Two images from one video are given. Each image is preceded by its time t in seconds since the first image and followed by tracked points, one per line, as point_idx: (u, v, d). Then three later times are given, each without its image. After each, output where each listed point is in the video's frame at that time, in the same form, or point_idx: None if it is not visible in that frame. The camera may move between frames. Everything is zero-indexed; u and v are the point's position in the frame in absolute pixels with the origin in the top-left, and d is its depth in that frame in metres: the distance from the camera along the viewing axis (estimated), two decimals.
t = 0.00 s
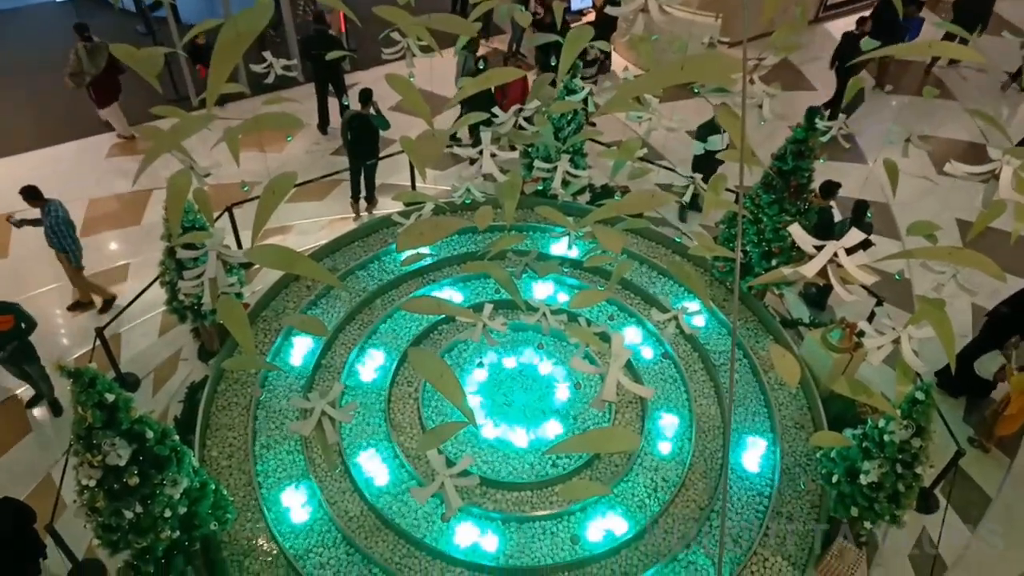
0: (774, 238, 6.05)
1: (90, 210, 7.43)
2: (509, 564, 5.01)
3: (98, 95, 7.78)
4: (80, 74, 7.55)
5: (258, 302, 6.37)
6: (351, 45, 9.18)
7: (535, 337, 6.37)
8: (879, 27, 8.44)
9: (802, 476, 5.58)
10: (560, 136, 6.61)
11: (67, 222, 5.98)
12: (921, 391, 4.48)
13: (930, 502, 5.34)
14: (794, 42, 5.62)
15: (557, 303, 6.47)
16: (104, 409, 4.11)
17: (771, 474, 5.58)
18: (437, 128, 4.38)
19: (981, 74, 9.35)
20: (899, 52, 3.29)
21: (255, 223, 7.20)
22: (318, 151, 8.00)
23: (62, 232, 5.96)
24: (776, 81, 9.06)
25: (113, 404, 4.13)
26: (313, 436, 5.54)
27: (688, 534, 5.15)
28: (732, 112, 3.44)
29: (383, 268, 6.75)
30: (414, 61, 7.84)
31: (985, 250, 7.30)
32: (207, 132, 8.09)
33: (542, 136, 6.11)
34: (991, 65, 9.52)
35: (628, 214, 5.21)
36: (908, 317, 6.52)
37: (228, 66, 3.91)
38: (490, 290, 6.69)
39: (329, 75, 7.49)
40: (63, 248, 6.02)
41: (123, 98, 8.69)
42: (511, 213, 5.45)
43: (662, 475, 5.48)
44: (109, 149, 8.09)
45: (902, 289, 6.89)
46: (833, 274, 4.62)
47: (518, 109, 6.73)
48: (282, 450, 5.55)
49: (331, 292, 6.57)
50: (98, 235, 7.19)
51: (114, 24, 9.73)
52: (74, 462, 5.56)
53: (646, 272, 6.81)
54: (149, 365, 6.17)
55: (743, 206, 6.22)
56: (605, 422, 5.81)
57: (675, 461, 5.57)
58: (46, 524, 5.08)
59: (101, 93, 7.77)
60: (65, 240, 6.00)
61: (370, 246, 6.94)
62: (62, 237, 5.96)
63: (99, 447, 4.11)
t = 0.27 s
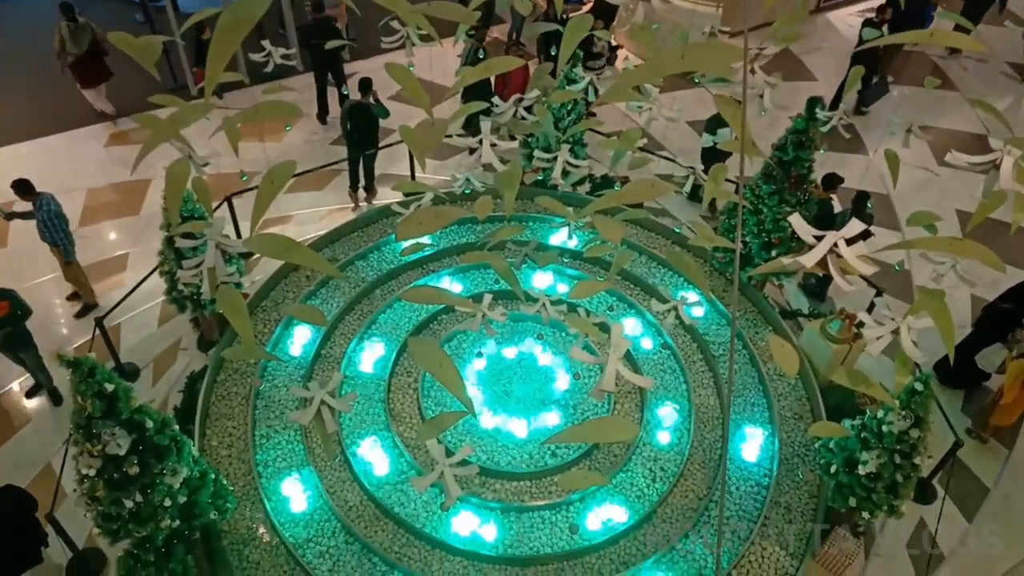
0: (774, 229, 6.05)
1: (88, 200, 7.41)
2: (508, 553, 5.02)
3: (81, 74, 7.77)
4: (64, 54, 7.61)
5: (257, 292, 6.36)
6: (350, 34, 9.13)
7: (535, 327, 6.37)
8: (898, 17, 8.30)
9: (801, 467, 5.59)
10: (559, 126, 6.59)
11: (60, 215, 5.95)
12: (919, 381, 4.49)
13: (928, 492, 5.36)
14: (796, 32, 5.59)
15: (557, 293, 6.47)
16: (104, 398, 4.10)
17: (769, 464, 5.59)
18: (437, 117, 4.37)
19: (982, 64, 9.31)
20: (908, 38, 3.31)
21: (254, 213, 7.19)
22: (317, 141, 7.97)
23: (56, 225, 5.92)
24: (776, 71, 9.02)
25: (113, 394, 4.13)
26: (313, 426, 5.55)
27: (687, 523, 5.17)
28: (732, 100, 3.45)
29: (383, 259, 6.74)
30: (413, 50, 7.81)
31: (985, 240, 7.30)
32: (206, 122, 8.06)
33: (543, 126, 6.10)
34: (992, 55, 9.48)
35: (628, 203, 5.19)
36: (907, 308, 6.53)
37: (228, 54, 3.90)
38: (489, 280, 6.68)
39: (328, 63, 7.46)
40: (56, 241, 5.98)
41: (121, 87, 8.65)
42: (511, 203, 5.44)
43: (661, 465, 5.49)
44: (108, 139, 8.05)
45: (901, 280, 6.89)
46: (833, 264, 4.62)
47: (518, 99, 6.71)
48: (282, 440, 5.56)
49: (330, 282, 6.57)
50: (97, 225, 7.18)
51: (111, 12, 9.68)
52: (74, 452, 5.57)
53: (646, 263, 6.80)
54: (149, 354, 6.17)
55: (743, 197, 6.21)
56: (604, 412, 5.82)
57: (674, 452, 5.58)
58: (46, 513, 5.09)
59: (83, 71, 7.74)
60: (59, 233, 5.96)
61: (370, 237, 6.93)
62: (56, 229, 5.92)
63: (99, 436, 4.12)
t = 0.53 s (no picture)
0: (775, 220, 6.00)
1: (84, 189, 7.34)
2: (506, 546, 4.98)
3: (64, 51, 7.79)
4: (49, 33, 7.70)
5: (254, 282, 6.31)
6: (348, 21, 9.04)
7: (534, 319, 6.31)
8: (918, 1, 8.08)
9: (801, 460, 5.56)
10: (559, 115, 6.52)
11: (51, 208, 5.85)
12: (922, 374, 4.44)
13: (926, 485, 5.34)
14: (799, 20, 5.52)
15: (556, 284, 6.42)
16: (99, 389, 4.06)
17: (770, 457, 5.55)
18: (436, 104, 4.31)
19: (986, 54, 9.23)
20: (926, 30, 3.24)
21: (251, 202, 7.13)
22: (315, 130, 7.90)
23: (47, 217, 5.83)
24: (778, 60, 8.94)
25: (107, 384, 4.08)
26: (309, 417, 5.51)
27: (686, 517, 5.13)
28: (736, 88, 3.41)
29: (381, 249, 6.68)
30: (411, 37, 7.73)
31: (987, 232, 7.24)
32: (202, 110, 7.98)
33: (542, 114, 6.03)
34: (995, 45, 9.40)
35: (628, 193, 5.14)
36: (908, 300, 6.48)
37: (223, 40, 3.84)
38: (488, 271, 6.63)
39: (326, 51, 7.38)
40: (48, 233, 5.91)
41: (118, 74, 8.57)
42: (510, 192, 5.38)
43: (661, 457, 5.46)
44: (103, 127, 7.97)
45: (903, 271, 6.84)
46: (836, 255, 4.57)
47: (517, 87, 6.64)
48: (278, 431, 5.52)
49: (328, 273, 6.51)
50: (93, 214, 7.12)
51: None
52: (69, 442, 5.53)
53: (646, 254, 6.75)
54: (145, 345, 6.13)
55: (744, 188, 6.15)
56: (603, 404, 5.78)
57: (674, 444, 5.54)
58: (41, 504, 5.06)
59: (65, 48, 7.75)
60: (50, 225, 5.88)
61: (368, 226, 6.87)
62: (47, 221, 5.84)
63: (94, 427, 4.07)
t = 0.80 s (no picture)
0: (773, 210, 6.05)
1: (86, 177, 7.38)
2: (505, 531, 5.06)
3: (58, 34, 7.97)
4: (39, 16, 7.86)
5: (256, 271, 6.36)
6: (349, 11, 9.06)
7: (533, 308, 6.37)
8: None
9: (797, 447, 5.63)
10: (560, 106, 6.56)
11: (51, 198, 5.87)
12: (916, 363, 4.50)
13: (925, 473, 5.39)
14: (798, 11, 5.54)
15: (555, 274, 6.47)
16: (103, 375, 4.11)
17: (766, 445, 5.62)
18: (436, 94, 4.35)
19: (986, 45, 9.25)
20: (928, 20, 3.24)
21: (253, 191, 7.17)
22: (316, 119, 7.93)
23: (47, 208, 5.86)
24: (778, 51, 8.96)
25: (112, 370, 4.13)
26: (311, 404, 5.57)
27: (683, 503, 5.20)
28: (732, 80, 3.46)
29: (382, 238, 6.73)
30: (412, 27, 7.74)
31: (984, 223, 7.28)
32: (204, 99, 8.01)
33: (542, 104, 6.07)
34: (995, 36, 9.41)
35: (627, 183, 5.18)
36: (905, 290, 6.54)
37: (225, 28, 3.87)
38: (488, 260, 6.68)
39: (327, 40, 7.40)
40: (49, 224, 5.94)
41: (120, 62, 8.59)
42: (511, 181, 5.43)
43: (658, 445, 5.52)
44: (105, 116, 8.00)
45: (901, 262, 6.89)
46: (832, 245, 4.62)
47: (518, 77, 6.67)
48: (280, 418, 5.58)
49: (329, 261, 6.56)
50: (95, 202, 7.16)
51: None
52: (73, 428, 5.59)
53: (645, 244, 6.80)
54: (148, 332, 6.18)
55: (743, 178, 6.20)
56: (602, 392, 5.84)
57: (671, 432, 5.61)
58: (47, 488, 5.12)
59: (58, 31, 7.93)
60: (50, 216, 5.90)
61: (369, 215, 6.91)
62: (48, 212, 5.87)
63: (99, 413, 4.12)
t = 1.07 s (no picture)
0: (775, 200, 6.04)
1: (87, 169, 7.37)
2: (507, 521, 5.07)
3: (39, 14, 8.02)
4: None
5: (257, 262, 6.36)
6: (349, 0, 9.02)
7: (535, 299, 6.36)
8: None
9: (798, 437, 5.63)
10: (560, 96, 6.54)
11: (50, 189, 5.87)
12: (918, 353, 4.49)
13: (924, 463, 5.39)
14: None
15: (556, 264, 6.47)
16: (105, 366, 4.11)
17: (767, 435, 5.63)
18: (436, 83, 4.34)
19: (989, 33, 9.20)
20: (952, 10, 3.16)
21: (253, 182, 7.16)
22: (316, 110, 7.90)
23: (47, 200, 5.87)
24: (779, 40, 8.92)
25: (113, 362, 4.14)
26: (313, 395, 5.57)
27: (684, 493, 5.22)
28: (734, 69, 3.44)
29: (383, 229, 6.72)
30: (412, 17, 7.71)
31: (986, 212, 7.26)
32: (204, 90, 7.98)
33: (543, 94, 6.05)
34: (999, 24, 9.36)
35: (628, 173, 5.16)
36: (907, 279, 6.53)
37: (223, 18, 3.86)
38: (489, 251, 6.67)
39: (326, 30, 7.37)
40: (49, 216, 5.94)
41: (118, 53, 8.56)
42: (511, 172, 5.41)
43: (660, 435, 5.53)
44: (105, 108, 7.98)
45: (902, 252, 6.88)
46: (834, 234, 4.61)
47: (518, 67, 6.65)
48: (282, 409, 5.59)
49: (330, 252, 6.56)
50: (96, 194, 7.15)
51: None
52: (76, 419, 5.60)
53: (646, 235, 6.79)
54: (149, 324, 6.19)
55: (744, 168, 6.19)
56: (603, 382, 5.85)
57: (672, 422, 5.62)
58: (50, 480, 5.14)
59: (39, 11, 7.98)
60: (50, 208, 5.90)
61: (369, 206, 6.90)
62: (47, 204, 5.87)
63: (101, 405, 4.13)
